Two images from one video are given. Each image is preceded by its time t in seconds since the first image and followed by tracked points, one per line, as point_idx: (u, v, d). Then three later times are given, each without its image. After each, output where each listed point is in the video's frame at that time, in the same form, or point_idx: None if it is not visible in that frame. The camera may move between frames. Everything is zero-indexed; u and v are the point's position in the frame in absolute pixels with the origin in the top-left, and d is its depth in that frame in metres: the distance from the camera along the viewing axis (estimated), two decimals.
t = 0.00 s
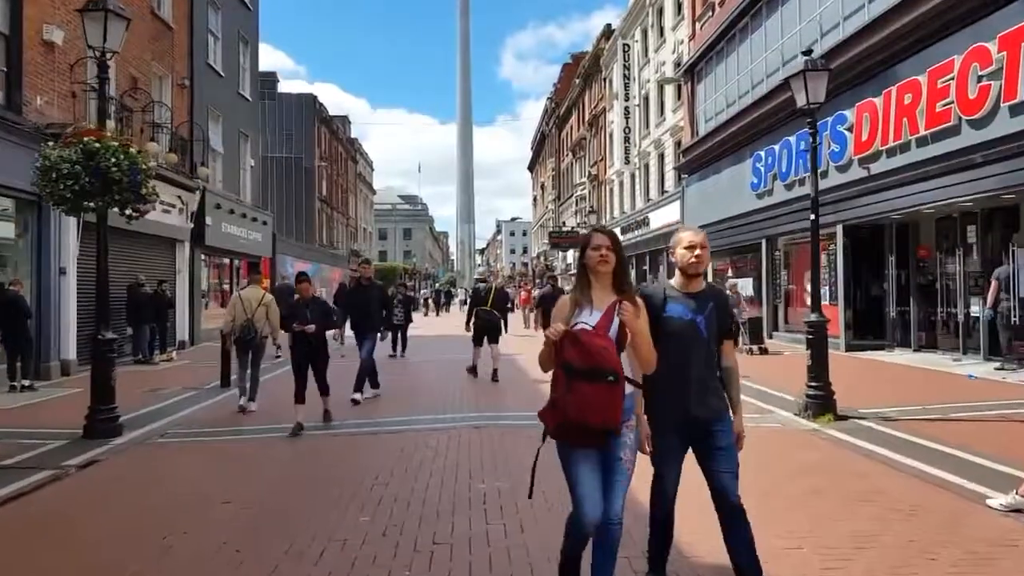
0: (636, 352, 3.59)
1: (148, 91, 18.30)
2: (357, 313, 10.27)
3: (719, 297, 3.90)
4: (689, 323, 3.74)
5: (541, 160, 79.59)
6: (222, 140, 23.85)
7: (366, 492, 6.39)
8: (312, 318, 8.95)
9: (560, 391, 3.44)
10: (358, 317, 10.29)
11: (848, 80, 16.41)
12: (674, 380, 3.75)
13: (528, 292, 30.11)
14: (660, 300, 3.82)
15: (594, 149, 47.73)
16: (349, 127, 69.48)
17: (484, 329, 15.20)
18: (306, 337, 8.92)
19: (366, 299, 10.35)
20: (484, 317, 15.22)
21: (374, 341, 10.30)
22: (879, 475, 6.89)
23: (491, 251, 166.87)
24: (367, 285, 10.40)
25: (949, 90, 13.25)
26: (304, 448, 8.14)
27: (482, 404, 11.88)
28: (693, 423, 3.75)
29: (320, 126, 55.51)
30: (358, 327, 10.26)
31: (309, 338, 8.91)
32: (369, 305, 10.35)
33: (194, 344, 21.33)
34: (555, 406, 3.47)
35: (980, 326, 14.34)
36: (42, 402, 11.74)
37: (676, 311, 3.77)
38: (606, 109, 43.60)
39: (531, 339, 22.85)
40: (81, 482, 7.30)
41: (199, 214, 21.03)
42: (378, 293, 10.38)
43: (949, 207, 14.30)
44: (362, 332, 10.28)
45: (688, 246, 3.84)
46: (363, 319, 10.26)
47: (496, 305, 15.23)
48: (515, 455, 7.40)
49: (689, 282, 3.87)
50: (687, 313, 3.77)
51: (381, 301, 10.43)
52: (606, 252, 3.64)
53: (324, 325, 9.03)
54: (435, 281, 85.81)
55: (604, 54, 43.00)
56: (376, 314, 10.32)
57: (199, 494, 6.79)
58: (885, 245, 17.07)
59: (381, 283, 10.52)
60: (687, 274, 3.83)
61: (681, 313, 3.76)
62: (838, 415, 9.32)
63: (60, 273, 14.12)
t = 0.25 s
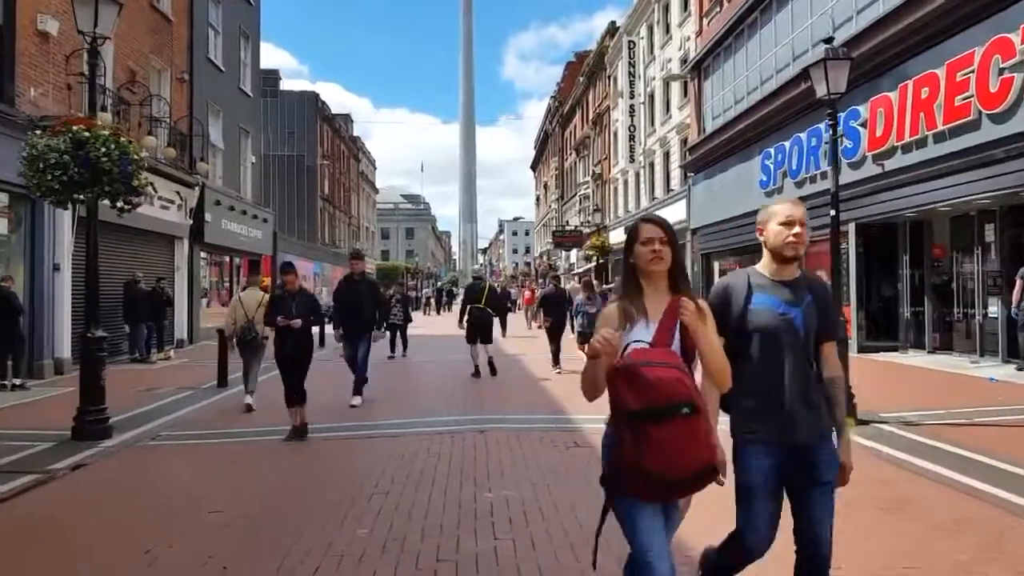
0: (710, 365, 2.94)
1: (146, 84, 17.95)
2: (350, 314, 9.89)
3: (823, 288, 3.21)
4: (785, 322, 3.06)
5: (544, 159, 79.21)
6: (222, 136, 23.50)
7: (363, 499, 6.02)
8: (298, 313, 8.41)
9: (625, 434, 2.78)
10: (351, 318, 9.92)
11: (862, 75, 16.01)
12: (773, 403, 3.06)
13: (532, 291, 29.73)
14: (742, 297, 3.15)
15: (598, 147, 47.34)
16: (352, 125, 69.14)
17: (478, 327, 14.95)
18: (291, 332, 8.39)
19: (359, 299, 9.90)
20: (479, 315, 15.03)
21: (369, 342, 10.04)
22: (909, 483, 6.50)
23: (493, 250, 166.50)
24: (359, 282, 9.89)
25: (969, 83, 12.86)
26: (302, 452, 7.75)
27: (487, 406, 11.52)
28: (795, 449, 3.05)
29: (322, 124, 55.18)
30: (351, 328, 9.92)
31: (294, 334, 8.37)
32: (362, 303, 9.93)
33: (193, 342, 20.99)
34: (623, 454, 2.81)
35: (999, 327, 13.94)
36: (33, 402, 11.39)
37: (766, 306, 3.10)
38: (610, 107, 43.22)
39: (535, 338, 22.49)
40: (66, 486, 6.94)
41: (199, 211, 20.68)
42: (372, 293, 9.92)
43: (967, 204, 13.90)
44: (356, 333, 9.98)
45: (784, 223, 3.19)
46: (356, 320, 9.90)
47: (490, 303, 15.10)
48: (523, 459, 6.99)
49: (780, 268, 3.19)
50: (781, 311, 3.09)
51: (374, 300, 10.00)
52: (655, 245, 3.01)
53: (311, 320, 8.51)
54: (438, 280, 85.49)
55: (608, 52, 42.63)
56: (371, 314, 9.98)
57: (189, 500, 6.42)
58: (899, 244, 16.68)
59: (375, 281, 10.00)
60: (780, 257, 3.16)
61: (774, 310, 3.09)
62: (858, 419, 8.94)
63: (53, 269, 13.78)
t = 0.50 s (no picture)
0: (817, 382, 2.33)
1: (143, 83, 17.67)
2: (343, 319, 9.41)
3: (938, 291, 2.69)
4: (895, 332, 2.55)
5: (546, 159, 78.90)
6: (222, 136, 23.22)
7: (364, 515, 5.69)
8: (282, 323, 7.53)
9: (759, 484, 1.99)
10: (344, 323, 9.46)
11: (874, 70, 15.69)
12: (884, 435, 2.54)
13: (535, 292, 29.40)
14: (841, 309, 2.61)
15: (601, 147, 47.01)
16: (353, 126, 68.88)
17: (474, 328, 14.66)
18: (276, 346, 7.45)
19: (353, 303, 9.45)
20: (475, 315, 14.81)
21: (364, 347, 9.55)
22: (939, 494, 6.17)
23: (496, 251, 166.22)
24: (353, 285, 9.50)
25: (986, 78, 12.52)
26: (301, 461, 7.42)
27: (492, 410, 11.20)
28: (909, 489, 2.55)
29: (324, 125, 54.91)
30: (344, 335, 9.43)
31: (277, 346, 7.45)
32: (354, 305, 9.49)
33: (193, 345, 20.70)
34: (760, 517, 1.99)
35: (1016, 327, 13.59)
36: (27, 407, 11.10)
37: (870, 316, 2.57)
38: (613, 107, 42.92)
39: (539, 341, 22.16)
40: (54, 498, 6.64)
41: (198, 211, 20.38)
42: (366, 296, 9.48)
43: (983, 202, 13.56)
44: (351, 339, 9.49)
45: (884, 212, 2.69)
46: (350, 325, 9.42)
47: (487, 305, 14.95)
48: (533, 470, 6.64)
49: (883, 268, 2.68)
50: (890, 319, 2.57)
51: (368, 304, 9.53)
52: (724, 237, 2.49)
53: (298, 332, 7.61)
54: (440, 281, 85.27)
55: (611, 50, 42.32)
56: (366, 319, 9.52)
57: (181, 513, 6.10)
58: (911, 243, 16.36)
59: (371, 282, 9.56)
60: (885, 252, 2.65)
61: (884, 319, 2.56)
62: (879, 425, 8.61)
63: (48, 271, 13.52)
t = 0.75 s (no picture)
0: (1008, 407, 1.96)
1: (137, 81, 17.32)
2: (326, 324, 8.79)
3: None
4: None
5: (548, 158, 78.48)
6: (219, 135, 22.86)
7: (359, 533, 5.29)
8: (248, 321, 6.94)
9: None
10: (327, 329, 8.82)
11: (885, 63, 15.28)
12: None
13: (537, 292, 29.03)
14: (999, 327, 2.60)
15: (603, 145, 46.60)
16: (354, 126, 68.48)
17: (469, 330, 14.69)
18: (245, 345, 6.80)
19: (337, 306, 8.80)
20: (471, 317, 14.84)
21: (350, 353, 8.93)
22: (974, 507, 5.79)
23: (498, 251, 165.77)
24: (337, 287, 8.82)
25: (1003, 69, 12.11)
26: (294, 472, 7.05)
27: (494, 415, 10.83)
28: None
29: (324, 124, 54.51)
30: (328, 341, 8.83)
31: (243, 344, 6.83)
32: (339, 309, 8.88)
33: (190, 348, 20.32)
34: None
35: None
36: (15, 414, 10.74)
37: None
38: (615, 104, 42.49)
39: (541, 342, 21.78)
40: (33, 512, 6.28)
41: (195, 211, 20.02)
42: (350, 299, 8.84)
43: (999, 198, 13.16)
44: (335, 345, 8.87)
45: None
46: (333, 330, 8.80)
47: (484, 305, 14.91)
48: (541, 482, 6.25)
49: None
50: None
51: (353, 307, 8.90)
52: (873, 222, 1.94)
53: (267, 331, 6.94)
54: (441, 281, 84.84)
55: (613, 48, 41.89)
56: (351, 323, 8.87)
57: (166, 530, 5.72)
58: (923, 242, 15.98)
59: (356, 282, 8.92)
60: None
61: None
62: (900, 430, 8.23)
63: (38, 273, 13.15)
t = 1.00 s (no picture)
0: None
1: (130, 77, 16.99)
2: (305, 324, 8.25)
3: None
4: None
5: (549, 157, 78.12)
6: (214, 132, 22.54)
7: (347, 548, 4.93)
8: (210, 330, 6.17)
9: None
10: (306, 328, 8.29)
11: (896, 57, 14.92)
12: None
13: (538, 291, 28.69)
14: None
15: (605, 144, 46.24)
16: (354, 125, 68.20)
17: (458, 330, 14.73)
18: (204, 356, 6.07)
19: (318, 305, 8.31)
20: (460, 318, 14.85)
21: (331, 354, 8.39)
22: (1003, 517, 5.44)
23: (499, 251, 165.53)
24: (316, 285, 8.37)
25: (1016, 62, 11.80)
26: (281, 480, 6.69)
27: (493, 417, 10.48)
28: None
29: (323, 123, 54.20)
30: (308, 341, 8.29)
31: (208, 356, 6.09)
32: (319, 309, 8.37)
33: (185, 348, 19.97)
34: None
35: None
36: None
37: None
38: (617, 103, 42.16)
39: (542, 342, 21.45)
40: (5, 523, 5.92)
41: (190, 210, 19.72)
42: (331, 299, 8.39)
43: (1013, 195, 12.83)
44: (315, 345, 8.32)
45: None
46: (314, 330, 8.26)
47: (475, 306, 14.89)
48: (542, 492, 5.88)
49: None
50: None
51: (333, 306, 8.42)
52: None
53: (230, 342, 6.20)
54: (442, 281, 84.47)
55: (614, 46, 41.56)
56: (332, 323, 8.37)
57: (143, 543, 5.36)
58: (932, 240, 15.67)
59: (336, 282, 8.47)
60: None
61: None
62: (917, 435, 7.88)
63: (26, 273, 12.82)
